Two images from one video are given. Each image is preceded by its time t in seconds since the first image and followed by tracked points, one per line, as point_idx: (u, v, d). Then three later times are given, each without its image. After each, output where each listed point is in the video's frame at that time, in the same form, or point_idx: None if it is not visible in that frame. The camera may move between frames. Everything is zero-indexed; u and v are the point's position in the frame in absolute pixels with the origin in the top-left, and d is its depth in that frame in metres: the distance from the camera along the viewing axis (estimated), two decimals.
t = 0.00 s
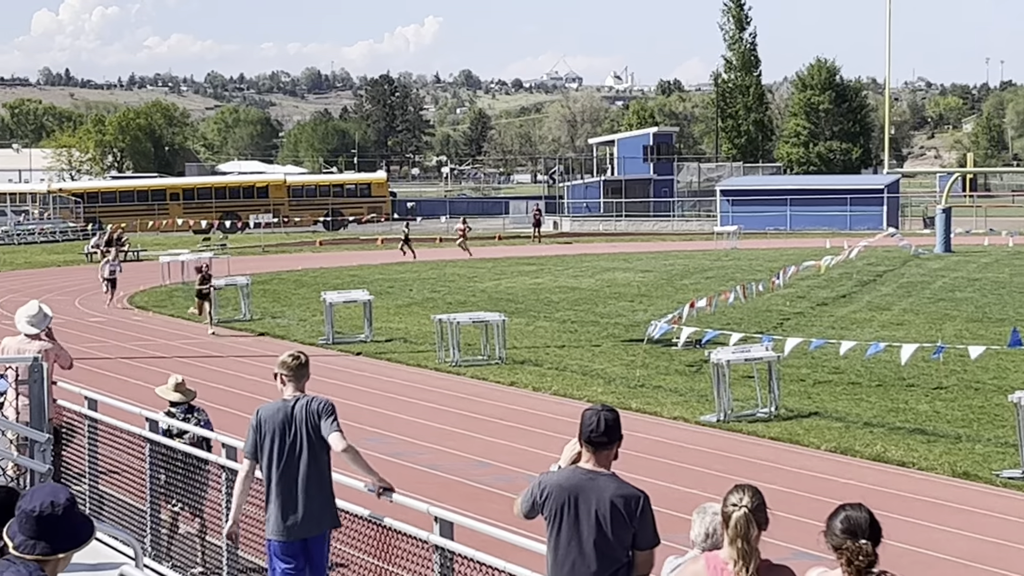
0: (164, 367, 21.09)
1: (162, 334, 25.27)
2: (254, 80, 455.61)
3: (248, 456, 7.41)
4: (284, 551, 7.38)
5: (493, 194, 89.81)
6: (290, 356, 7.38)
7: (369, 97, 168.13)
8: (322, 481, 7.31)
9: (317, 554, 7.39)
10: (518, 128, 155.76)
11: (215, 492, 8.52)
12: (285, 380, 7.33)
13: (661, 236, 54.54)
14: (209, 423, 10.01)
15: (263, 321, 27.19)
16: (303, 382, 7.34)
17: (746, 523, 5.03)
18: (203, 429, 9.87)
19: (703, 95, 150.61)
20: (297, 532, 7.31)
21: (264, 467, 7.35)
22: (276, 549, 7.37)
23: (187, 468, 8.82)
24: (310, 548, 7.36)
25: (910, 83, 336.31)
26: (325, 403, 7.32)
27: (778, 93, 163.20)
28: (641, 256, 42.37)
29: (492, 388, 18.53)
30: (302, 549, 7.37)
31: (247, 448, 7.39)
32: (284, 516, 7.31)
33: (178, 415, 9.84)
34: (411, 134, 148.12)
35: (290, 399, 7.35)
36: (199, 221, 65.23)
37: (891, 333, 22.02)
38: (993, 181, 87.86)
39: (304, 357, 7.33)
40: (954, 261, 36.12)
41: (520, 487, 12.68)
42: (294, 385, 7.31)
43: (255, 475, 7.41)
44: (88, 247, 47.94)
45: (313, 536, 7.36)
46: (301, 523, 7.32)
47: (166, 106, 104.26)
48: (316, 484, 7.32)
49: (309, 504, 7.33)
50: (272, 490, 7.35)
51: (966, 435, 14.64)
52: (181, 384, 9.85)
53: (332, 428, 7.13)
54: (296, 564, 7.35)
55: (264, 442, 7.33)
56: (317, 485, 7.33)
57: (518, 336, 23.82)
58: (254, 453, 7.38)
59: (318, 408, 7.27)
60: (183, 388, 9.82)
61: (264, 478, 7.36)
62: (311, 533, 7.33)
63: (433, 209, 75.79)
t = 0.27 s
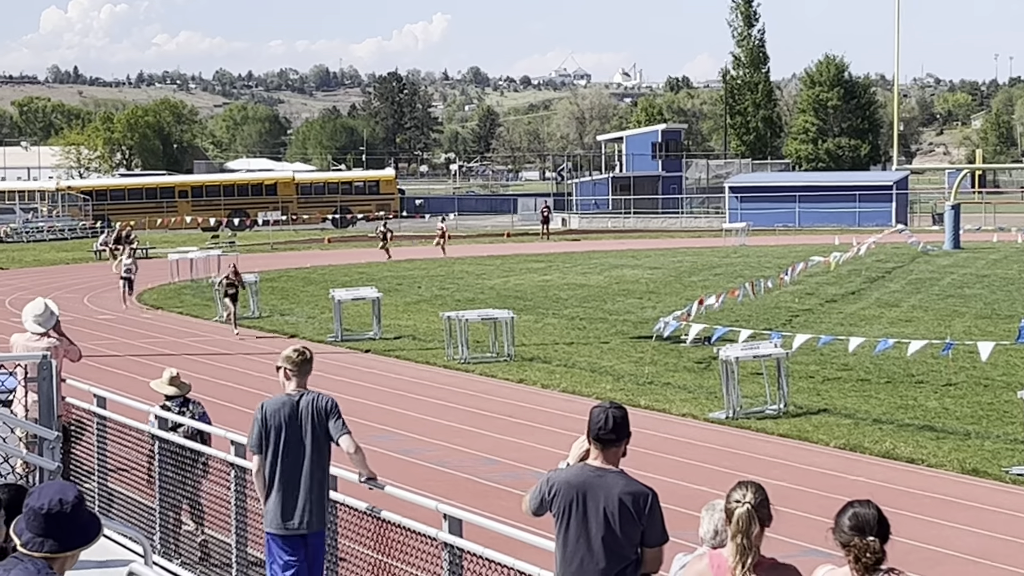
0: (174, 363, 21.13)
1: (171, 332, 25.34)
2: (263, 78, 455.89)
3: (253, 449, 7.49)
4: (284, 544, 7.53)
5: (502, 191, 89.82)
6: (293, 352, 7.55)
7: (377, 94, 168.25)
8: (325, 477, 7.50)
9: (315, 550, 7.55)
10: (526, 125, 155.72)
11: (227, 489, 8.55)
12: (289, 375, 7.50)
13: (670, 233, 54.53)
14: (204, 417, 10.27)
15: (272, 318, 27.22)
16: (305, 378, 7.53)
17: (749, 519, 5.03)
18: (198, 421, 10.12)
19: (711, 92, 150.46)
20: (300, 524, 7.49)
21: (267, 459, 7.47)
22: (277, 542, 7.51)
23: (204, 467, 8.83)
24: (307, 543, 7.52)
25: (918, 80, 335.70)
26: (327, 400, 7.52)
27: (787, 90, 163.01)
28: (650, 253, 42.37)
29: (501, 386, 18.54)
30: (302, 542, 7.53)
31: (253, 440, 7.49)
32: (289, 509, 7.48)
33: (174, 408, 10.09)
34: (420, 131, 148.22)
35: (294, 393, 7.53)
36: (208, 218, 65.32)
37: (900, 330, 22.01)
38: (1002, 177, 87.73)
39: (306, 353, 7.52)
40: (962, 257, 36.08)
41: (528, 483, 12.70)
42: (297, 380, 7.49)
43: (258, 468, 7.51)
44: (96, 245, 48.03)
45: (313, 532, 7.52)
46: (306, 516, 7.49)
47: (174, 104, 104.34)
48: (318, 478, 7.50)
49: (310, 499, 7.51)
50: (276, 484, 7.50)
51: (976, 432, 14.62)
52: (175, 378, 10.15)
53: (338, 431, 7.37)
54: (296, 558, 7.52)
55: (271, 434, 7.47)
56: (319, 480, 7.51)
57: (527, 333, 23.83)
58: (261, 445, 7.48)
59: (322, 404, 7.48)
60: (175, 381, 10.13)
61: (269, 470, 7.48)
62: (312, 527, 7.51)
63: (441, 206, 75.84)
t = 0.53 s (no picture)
0: (181, 363, 21.15)
1: (177, 332, 25.37)
2: (268, 77, 456.11)
3: (259, 440, 7.48)
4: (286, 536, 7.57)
5: (507, 190, 89.82)
6: (288, 346, 7.65)
7: (382, 94, 168.29)
8: (324, 472, 7.62)
9: (310, 546, 7.62)
10: (532, 124, 155.63)
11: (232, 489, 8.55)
12: (286, 368, 7.59)
13: (675, 232, 54.52)
14: (202, 415, 10.39)
15: (277, 318, 27.24)
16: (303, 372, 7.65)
17: (755, 517, 5.03)
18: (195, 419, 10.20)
19: (716, 92, 150.35)
20: (303, 517, 7.56)
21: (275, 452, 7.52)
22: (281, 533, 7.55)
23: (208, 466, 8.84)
24: (303, 539, 7.58)
25: (923, 79, 335.34)
26: (321, 395, 7.69)
27: (792, 89, 162.87)
28: (655, 252, 42.37)
29: (506, 385, 18.55)
30: (300, 536, 7.58)
31: (258, 431, 7.48)
32: (291, 503, 7.54)
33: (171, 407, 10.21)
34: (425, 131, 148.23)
35: (291, 387, 7.63)
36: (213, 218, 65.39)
37: (906, 329, 22.00)
38: (1008, 177, 87.63)
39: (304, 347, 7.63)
40: (968, 256, 36.02)
41: (533, 483, 12.71)
42: (295, 374, 7.60)
43: (261, 460, 7.50)
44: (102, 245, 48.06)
45: (311, 527, 7.60)
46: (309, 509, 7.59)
47: (179, 103, 104.42)
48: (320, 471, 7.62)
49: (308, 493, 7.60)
50: (278, 477, 7.54)
51: (981, 431, 14.61)
52: (172, 378, 10.34)
53: (340, 431, 7.64)
54: (294, 553, 7.57)
55: (277, 426, 7.51)
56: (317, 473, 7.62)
57: (532, 333, 23.83)
58: (268, 436, 7.49)
59: (322, 398, 7.64)
60: (172, 380, 10.30)
61: (275, 461, 7.51)
62: (311, 522, 7.58)
63: (447, 206, 75.82)
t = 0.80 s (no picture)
0: (184, 364, 21.17)
1: (180, 333, 25.41)
2: (270, 78, 456.36)
3: (254, 443, 7.44)
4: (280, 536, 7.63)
5: (510, 191, 89.90)
6: (276, 345, 7.54)
7: (384, 94, 168.41)
8: (315, 472, 7.63)
9: (301, 546, 7.66)
10: (534, 125, 155.63)
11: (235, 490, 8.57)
12: (274, 369, 7.49)
13: (677, 232, 54.56)
14: (199, 414, 10.45)
15: (279, 319, 27.25)
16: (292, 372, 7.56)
17: (757, 517, 5.03)
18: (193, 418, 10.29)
19: (719, 91, 150.28)
20: (295, 518, 7.60)
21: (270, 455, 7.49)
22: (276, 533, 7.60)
23: (210, 467, 8.85)
24: (296, 538, 7.63)
25: (925, 79, 335.10)
26: (310, 394, 7.65)
27: (794, 89, 162.86)
28: (657, 253, 42.38)
29: (510, 385, 18.56)
30: (291, 535, 7.64)
31: (253, 435, 7.45)
32: (284, 505, 7.58)
33: (169, 405, 10.30)
34: (427, 131, 148.34)
35: (281, 388, 7.56)
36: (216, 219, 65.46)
37: (908, 329, 22.02)
38: (1010, 176, 87.55)
39: (293, 346, 7.53)
40: (971, 256, 36.00)
41: (535, 483, 12.72)
42: (284, 375, 7.52)
43: (254, 463, 7.46)
44: (104, 245, 48.13)
45: (301, 527, 7.64)
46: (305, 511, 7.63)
47: (182, 104, 104.52)
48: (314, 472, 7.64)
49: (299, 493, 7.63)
50: (270, 478, 7.56)
51: (983, 431, 14.60)
52: (169, 377, 10.40)
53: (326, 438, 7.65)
54: (287, 552, 7.64)
55: (271, 429, 7.48)
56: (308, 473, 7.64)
57: (535, 333, 23.84)
58: (262, 439, 7.45)
59: (313, 400, 7.60)
60: (170, 379, 10.37)
61: (269, 465, 7.50)
62: (303, 522, 7.63)
63: (449, 206, 75.87)
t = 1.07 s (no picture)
0: (184, 366, 21.14)
1: (180, 335, 25.37)
2: (270, 80, 456.33)
3: (233, 445, 7.58)
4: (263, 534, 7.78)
5: (508, 192, 89.83)
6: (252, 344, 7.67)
7: (384, 97, 168.39)
8: (294, 470, 7.80)
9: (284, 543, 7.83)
10: (534, 126, 155.60)
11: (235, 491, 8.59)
12: (250, 368, 7.62)
13: (677, 234, 54.56)
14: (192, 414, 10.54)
15: (279, 321, 27.24)
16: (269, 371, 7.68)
17: (759, 519, 5.02)
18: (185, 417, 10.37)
19: (718, 93, 150.30)
20: (276, 516, 7.76)
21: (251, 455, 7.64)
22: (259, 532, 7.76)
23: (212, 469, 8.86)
24: (278, 536, 7.79)
25: (924, 80, 335.04)
26: (286, 392, 7.78)
27: (793, 90, 162.89)
28: (657, 254, 42.38)
29: (509, 387, 18.55)
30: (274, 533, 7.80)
31: (233, 437, 7.59)
32: (264, 504, 7.74)
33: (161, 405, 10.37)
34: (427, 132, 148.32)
35: (258, 389, 7.70)
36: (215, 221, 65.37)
37: (908, 330, 22.03)
38: (1009, 178, 87.54)
39: (268, 346, 7.65)
40: (970, 258, 36.01)
41: (535, 485, 12.72)
42: (260, 375, 7.65)
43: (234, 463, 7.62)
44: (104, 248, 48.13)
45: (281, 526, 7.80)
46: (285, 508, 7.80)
47: (182, 106, 104.41)
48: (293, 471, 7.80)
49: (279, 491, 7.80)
50: (252, 478, 7.70)
51: (983, 432, 14.60)
52: (161, 377, 10.46)
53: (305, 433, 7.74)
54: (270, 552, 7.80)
55: (251, 429, 7.62)
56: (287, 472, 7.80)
57: (534, 335, 23.84)
58: (242, 441, 7.59)
59: (290, 398, 7.74)
60: (162, 379, 10.43)
61: (249, 466, 7.64)
62: (283, 521, 7.78)
63: (449, 208, 75.85)
